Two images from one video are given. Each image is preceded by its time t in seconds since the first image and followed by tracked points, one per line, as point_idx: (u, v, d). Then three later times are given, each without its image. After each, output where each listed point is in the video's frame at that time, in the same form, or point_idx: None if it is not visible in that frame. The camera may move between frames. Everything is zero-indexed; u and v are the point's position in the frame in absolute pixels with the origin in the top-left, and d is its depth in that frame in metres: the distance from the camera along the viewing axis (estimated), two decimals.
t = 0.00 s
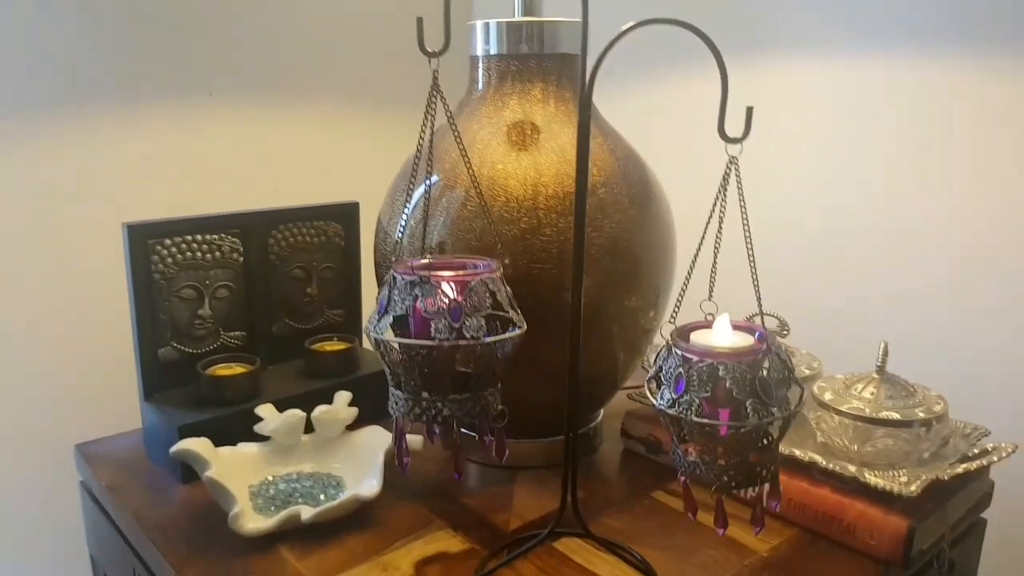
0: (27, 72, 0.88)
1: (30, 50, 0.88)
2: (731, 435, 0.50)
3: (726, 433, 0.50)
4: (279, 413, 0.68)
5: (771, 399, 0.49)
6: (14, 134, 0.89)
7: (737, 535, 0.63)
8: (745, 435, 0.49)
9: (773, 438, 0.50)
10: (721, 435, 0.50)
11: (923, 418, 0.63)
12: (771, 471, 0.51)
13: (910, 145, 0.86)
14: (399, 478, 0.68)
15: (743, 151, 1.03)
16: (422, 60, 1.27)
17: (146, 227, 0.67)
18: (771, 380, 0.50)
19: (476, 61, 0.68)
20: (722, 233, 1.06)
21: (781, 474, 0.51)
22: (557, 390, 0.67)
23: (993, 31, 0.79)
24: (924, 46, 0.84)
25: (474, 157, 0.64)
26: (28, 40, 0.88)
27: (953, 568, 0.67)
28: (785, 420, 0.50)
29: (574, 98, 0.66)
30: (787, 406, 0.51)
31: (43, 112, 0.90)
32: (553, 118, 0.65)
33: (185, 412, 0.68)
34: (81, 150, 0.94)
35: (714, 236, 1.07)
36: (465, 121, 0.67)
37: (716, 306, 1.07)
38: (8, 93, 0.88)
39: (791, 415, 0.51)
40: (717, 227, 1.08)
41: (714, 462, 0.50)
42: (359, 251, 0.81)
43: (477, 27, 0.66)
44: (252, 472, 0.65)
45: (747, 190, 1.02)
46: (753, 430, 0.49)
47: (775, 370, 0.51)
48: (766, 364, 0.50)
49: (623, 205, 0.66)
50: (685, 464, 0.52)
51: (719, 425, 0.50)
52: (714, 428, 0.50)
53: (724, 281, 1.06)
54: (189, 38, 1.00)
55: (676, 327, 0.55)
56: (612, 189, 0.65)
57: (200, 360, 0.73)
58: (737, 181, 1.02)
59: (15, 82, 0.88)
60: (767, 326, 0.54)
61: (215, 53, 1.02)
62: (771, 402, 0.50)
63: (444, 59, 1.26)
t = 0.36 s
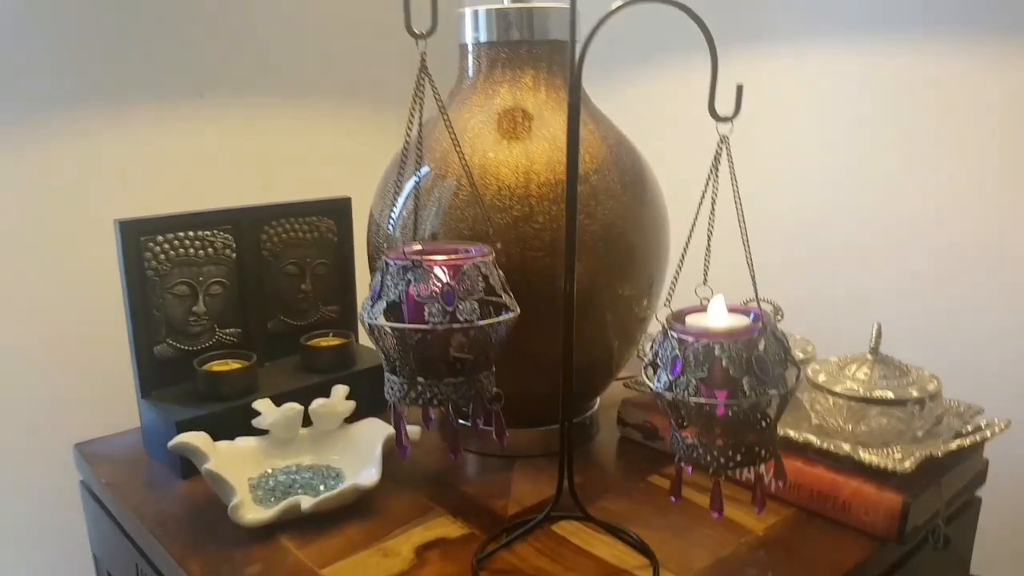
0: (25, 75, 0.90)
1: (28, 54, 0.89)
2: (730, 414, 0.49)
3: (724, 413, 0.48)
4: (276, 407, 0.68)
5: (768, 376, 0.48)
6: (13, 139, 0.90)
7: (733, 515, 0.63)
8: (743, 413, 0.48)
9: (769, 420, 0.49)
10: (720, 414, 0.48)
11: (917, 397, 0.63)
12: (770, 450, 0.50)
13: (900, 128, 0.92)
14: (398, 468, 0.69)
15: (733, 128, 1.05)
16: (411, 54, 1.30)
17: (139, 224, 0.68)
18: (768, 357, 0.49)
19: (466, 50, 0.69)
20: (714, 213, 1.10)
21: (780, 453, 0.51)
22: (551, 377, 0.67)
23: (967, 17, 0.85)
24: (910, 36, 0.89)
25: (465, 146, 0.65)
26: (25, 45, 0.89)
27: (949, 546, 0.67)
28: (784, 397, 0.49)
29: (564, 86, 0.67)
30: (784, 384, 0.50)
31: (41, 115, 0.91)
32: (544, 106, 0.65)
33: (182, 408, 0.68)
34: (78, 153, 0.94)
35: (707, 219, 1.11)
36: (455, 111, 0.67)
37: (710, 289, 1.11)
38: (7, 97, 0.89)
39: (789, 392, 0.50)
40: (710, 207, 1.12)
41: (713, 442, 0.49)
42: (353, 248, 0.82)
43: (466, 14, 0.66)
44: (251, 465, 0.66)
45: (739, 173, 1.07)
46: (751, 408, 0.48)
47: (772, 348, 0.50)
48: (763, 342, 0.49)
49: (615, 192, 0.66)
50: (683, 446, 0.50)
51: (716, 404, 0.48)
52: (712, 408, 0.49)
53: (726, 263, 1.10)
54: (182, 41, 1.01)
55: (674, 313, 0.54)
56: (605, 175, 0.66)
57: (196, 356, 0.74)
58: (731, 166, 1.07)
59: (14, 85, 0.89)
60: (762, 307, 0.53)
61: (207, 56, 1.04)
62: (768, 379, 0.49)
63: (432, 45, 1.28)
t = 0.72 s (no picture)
0: (20, 73, 0.89)
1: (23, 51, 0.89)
2: (719, 394, 0.48)
3: (714, 394, 0.48)
4: (272, 397, 0.69)
5: (757, 355, 0.48)
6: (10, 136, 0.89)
7: (730, 497, 0.63)
8: (731, 391, 0.48)
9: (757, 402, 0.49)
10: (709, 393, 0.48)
11: (911, 376, 0.63)
12: (757, 430, 0.49)
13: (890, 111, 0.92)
14: (394, 456, 0.69)
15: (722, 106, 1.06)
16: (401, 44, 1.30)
17: (133, 217, 0.68)
18: (758, 336, 0.50)
19: (456, 37, 0.69)
20: (705, 195, 1.12)
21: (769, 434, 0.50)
22: (546, 362, 0.68)
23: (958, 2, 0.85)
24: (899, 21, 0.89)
25: (457, 132, 0.65)
26: (20, 42, 0.89)
27: (943, 526, 0.68)
28: (773, 376, 0.49)
29: (554, 71, 0.67)
30: (773, 364, 0.50)
31: (36, 113, 0.91)
32: (534, 91, 0.66)
33: (179, 399, 0.69)
34: (73, 149, 0.94)
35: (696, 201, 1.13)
36: (447, 98, 0.68)
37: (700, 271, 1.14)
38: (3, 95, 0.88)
39: (778, 372, 0.50)
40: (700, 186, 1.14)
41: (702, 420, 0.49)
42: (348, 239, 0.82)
43: None
44: (248, 454, 0.66)
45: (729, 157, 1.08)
46: (740, 386, 0.48)
47: (761, 329, 0.50)
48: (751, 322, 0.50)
49: (607, 176, 0.67)
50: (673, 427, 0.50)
51: (705, 383, 0.48)
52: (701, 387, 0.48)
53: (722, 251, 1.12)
54: (176, 37, 1.01)
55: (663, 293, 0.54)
56: (597, 160, 0.66)
57: (192, 348, 0.74)
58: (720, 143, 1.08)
59: (10, 83, 0.89)
60: (752, 289, 0.54)
61: (201, 51, 1.04)
62: (757, 358, 0.49)
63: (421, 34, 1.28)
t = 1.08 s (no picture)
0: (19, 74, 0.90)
1: (22, 52, 0.90)
2: (708, 386, 0.49)
3: (702, 385, 0.49)
4: (271, 392, 0.69)
5: (745, 347, 0.49)
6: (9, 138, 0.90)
7: (726, 490, 0.64)
8: (719, 383, 0.48)
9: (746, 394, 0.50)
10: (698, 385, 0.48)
11: (905, 368, 0.64)
12: (744, 421, 0.50)
13: (884, 108, 0.93)
14: (392, 450, 0.69)
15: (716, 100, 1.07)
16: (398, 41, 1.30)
17: (133, 213, 0.68)
18: (746, 329, 0.50)
19: (453, 34, 0.70)
20: (696, 190, 1.13)
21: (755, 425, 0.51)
22: (542, 357, 0.68)
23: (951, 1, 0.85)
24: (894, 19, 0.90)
25: (454, 128, 0.65)
26: (19, 43, 0.89)
27: (939, 521, 0.68)
28: (761, 369, 0.49)
29: (550, 68, 0.68)
30: (762, 356, 0.50)
31: (35, 112, 0.91)
32: (530, 87, 0.66)
33: (178, 394, 0.69)
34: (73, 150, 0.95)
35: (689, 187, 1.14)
36: (443, 94, 0.68)
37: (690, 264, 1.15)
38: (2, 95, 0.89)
39: (767, 365, 0.50)
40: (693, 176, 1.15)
41: (691, 412, 0.49)
42: (346, 235, 0.82)
43: None
44: (247, 449, 0.66)
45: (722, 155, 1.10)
46: (727, 378, 0.48)
47: (751, 322, 0.51)
48: (740, 315, 0.50)
49: (603, 171, 0.67)
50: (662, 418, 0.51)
51: (694, 374, 0.49)
52: (690, 379, 0.49)
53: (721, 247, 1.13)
54: (174, 37, 1.01)
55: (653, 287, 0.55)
56: (593, 155, 0.67)
57: (191, 344, 0.74)
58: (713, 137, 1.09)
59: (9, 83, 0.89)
60: (741, 282, 0.54)
61: (199, 51, 1.04)
62: (745, 350, 0.49)
63: (418, 32, 1.28)
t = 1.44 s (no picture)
0: (20, 75, 0.90)
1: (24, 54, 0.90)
2: (692, 377, 0.49)
3: (686, 376, 0.49)
4: (271, 386, 0.70)
5: (728, 341, 0.50)
6: (11, 138, 0.90)
7: (721, 483, 0.64)
8: (703, 374, 0.49)
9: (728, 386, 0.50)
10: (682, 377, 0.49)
11: (899, 363, 0.64)
12: (727, 412, 0.51)
13: (879, 108, 0.93)
14: (390, 444, 0.70)
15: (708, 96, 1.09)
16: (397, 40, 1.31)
17: (136, 209, 0.69)
18: (731, 322, 0.51)
19: (452, 33, 0.70)
20: (687, 185, 1.15)
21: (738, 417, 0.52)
22: (539, 352, 0.69)
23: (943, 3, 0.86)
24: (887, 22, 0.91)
25: (452, 125, 0.66)
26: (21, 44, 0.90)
27: (934, 516, 0.68)
28: (745, 362, 0.50)
29: (547, 66, 0.68)
30: (746, 349, 0.51)
31: (38, 113, 0.92)
32: (527, 85, 0.67)
33: (179, 388, 0.70)
34: (75, 150, 0.95)
35: (680, 178, 1.15)
36: (442, 92, 0.69)
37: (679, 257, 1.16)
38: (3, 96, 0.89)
39: (751, 358, 0.51)
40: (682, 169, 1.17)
41: (675, 402, 0.50)
42: (346, 232, 0.83)
43: None
44: (247, 442, 0.67)
45: (714, 152, 1.11)
46: (711, 370, 0.49)
47: (735, 315, 0.51)
48: (725, 308, 0.51)
49: (599, 167, 0.68)
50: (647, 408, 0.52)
51: (679, 365, 0.49)
52: (674, 370, 0.49)
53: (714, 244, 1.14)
54: (174, 39, 1.02)
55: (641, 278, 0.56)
56: (589, 152, 0.67)
57: (192, 339, 0.75)
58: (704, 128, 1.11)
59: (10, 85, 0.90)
60: (728, 276, 0.55)
61: (198, 52, 1.05)
62: (729, 343, 0.50)
63: (417, 31, 1.29)
